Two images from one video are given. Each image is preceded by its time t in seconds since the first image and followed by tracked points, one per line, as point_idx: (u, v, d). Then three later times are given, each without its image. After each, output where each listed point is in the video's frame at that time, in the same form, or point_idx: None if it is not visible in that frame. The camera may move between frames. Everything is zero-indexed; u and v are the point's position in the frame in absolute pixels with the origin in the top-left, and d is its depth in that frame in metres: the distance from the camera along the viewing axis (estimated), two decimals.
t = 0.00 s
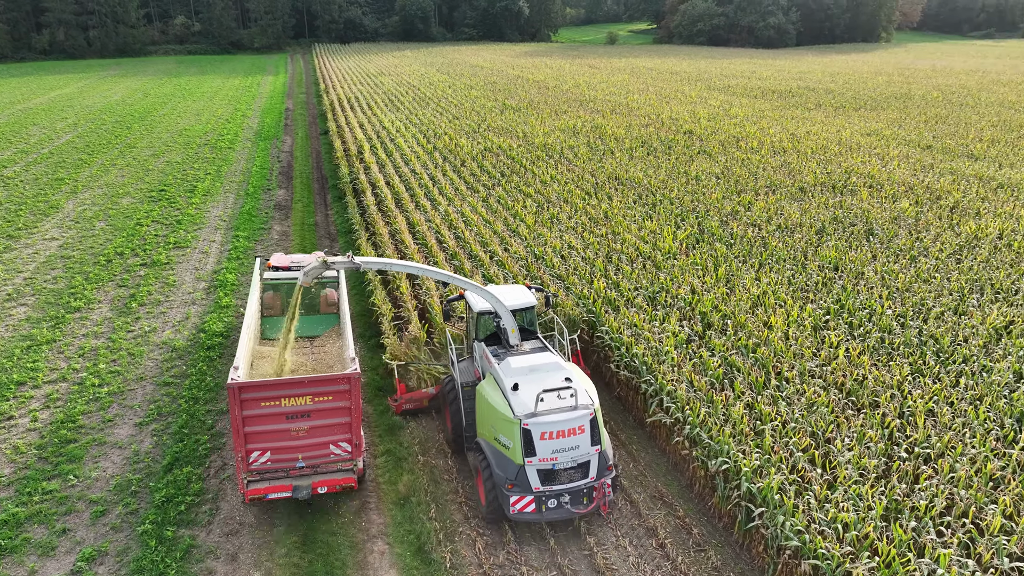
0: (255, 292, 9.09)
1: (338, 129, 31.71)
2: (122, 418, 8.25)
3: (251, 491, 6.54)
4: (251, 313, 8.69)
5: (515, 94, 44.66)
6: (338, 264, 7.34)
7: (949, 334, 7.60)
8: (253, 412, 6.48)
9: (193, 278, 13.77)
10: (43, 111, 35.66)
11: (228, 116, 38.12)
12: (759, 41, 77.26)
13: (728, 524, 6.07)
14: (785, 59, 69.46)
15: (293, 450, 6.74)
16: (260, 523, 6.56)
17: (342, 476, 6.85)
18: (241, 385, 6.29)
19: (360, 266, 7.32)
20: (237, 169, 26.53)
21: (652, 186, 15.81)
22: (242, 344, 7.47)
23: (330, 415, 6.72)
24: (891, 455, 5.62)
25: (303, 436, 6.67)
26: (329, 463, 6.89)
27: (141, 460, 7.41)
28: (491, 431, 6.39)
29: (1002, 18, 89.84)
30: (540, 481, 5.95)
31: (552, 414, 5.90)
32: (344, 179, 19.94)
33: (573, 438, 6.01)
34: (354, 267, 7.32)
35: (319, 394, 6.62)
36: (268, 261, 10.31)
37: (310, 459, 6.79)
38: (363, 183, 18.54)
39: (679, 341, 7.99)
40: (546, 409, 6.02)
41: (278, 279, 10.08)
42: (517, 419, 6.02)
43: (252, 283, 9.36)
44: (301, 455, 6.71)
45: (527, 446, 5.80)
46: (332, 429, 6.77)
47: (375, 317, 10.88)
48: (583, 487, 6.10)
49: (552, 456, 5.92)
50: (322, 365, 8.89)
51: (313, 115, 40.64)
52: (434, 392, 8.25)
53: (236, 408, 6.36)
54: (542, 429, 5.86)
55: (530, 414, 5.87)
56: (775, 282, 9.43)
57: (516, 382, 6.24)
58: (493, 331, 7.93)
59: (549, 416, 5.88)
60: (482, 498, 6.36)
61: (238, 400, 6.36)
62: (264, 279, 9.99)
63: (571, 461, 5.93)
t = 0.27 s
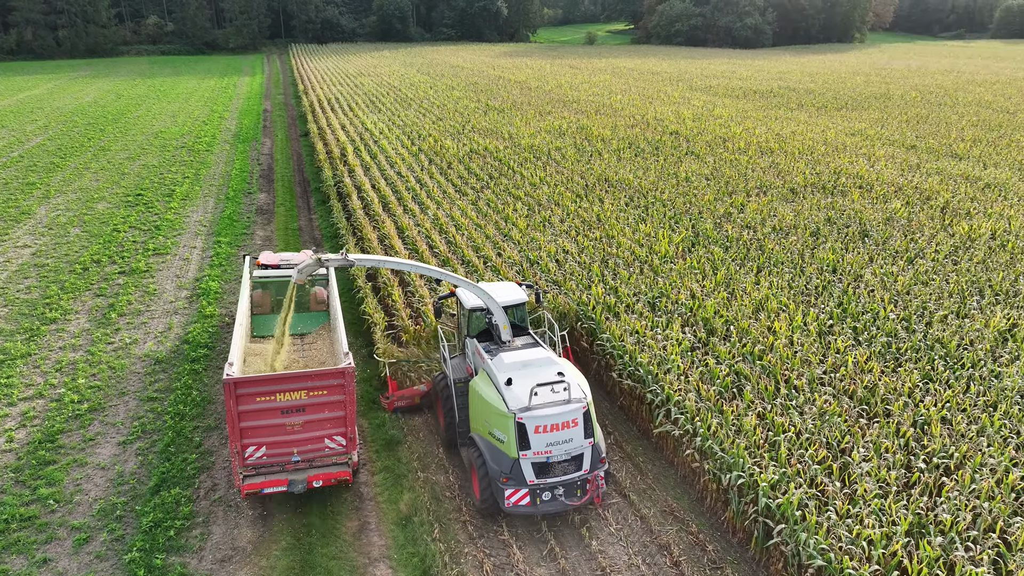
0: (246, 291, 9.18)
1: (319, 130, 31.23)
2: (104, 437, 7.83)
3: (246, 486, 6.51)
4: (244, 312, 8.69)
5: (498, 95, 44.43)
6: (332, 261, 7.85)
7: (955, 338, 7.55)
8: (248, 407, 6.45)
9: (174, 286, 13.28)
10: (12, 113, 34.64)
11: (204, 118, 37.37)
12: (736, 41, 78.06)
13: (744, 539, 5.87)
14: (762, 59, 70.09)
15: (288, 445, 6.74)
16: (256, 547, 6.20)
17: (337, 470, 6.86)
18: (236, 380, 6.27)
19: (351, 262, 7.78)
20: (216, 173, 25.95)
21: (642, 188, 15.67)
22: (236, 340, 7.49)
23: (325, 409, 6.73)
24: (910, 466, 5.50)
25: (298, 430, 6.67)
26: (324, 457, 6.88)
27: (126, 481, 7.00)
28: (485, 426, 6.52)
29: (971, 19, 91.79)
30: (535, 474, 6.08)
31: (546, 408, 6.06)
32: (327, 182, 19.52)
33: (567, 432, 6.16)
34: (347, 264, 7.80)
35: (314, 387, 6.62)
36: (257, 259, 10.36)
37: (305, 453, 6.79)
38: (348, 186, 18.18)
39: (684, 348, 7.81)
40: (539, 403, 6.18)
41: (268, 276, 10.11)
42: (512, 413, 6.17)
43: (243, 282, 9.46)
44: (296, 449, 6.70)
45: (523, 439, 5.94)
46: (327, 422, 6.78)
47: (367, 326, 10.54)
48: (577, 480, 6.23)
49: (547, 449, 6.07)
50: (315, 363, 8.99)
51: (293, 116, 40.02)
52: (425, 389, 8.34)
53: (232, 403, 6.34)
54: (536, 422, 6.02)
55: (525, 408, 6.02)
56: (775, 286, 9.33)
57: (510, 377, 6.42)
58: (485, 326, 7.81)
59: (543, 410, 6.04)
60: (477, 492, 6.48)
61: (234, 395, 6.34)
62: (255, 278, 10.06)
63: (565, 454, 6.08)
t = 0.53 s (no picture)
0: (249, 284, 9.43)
1: (309, 132, 30.83)
2: (101, 455, 7.49)
3: (255, 479, 6.63)
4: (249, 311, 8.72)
5: (489, 96, 44.20)
6: (340, 260, 7.67)
7: (976, 344, 7.40)
8: (257, 401, 6.56)
9: (167, 293, 12.89)
10: None
11: (191, 119, 36.81)
12: (723, 41, 78.36)
13: (774, 558, 5.64)
14: (751, 59, 70.28)
15: (296, 438, 6.84)
16: (264, 570, 5.91)
17: (344, 462, 6.99)
18: (246, 375, 6.36)
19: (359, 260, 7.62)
20: (205, 175, 25.50)
21: (643, 192, 15.48)
22: (242, 335, 7.54)
23: (332, 402, 6.84)
24: (946, 480, 5.30)
25: (306, 423, 6.78)
26: (331, 451, 6.99)
27: (125, 503, 6.69)
28: (492, 421, 6.59)
29: (953, 19, 92.82)
30: (542, 468, 6.15)
31: (552, 402, 6.14)
32: (321, 185, 19.17)
33: (573, 426, 6.25)
34: (355, 261, 7.73)
35: (322, 381, 6.73)
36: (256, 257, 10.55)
37: (313, 446, 6.89)
38: (342, 189, 17.85)
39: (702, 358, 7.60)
40: (545, 397, 6.26)
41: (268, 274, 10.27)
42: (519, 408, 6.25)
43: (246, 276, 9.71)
44: (304, 442, 6.81)
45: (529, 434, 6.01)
46: (335, 416, 6.90)
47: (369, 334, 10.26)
48: (583, 474, 6.30)
49: (554, 443, 6.15)
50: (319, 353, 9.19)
51: (281, 117, 39.53)
52: (427, 386, 8.43)
53: (241, 397, 6.43)
54: (543, 417, 6.10)
55: (531, 402, 6.09)
56: (789, 292, 9.15)
57: (517, 372, 6.49)
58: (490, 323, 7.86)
59: (550, 404, 6.12)
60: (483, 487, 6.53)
61: (243, 389, 6.43)
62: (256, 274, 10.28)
63: (572, 448, 6.17)
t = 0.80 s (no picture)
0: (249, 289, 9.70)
1: (290, 134, 30.24)
2: (94, 480, 7.09)
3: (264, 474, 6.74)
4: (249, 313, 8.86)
5: (472, 97, 43.93)
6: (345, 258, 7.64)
7: (993, 347, 7.36)
8: (267, 396, 6.69)
9: (153, 304, 12.39)
10: None
11: (166, 121, 35.91)
12: (698, 41, 79.00)
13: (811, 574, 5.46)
14: (726, 59, 70.89)
15: (304, 433, 6.99)
16: None
17: (351, 457, 7.12)
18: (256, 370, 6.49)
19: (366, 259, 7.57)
20: (184, 179, 24.83)
21: (639, 194, 15.33)
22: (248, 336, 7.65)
23: (340, 397, 7.00)
24: (986, 492, 5.18)
25: (315, 418, 6.93)
26: (338, 446, 7.13)
27: (124, 531, 6.31)
28: (499, 418, 6.69)
29: (919, 20, 95.41)
30: (550, 462, 6.23)
31: (560, 397, 6.25)
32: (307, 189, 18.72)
33: (580, 420, 6.36)
34: (359, 261, 7.66)
35: (331, 376, 6.90)
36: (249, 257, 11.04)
37: (321, 441, 7.03)
38: (330, 192, 17.45)
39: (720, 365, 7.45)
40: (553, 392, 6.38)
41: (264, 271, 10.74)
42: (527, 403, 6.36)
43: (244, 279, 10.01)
44: (313, 437, 6.94)
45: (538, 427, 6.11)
46: (342, 411, 7.05)
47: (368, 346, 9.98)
48: (590, 468, 6.41)
49: (563, 438, 6.24)
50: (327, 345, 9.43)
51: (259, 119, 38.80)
52: (427, 385, 8.58)
53: (251, 392, 6.56)
54: (551, 411, 6.19)
55: (539, 397, 6.20)
56: (799, 295, 9.06)
57: (523, 369, 6.60)
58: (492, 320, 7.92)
59: (558, 398, 6.23)
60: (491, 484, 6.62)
61: (253, 385, 6.56)
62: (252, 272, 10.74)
63: (579, 442, 6.28)
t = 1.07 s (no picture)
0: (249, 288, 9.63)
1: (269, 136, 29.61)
2: (89, 507, 6.70)
3: (271, 472, 6.78)
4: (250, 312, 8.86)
5: (452, 97, 43.61)
6: (349, 258, 7.81)
7: (1008, 349, 7.35)
8: (274, 395, 6.68)
9: (139, 315, 11.89)
10: None
11: (137, 124, 34.93)
12: (670, 41, 79.64)
13: None
14: (699, 59, 71.50)
15: (311, 431, 7.01)
16: None
17: (357, 454, 7.17)
18: (264, 370, 6.46)
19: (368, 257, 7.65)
20: (161, 184, 24.11)
21: (633, 196, 15.22)
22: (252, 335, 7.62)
23: (347, 394, 7.01)
24: None
25: (321, 416, 6.94)
26: (345, 443, 7.18)
27: (126, 563, 5.95)
28: (505, 414, 6.77)
29: (883, 20, 97.71)
30: (557, 456, 6.35)
31: (566, 392, 6.35)
32: (292, 194, 18.27)
33: (586, 415, 6.47)
34: (365, 260, 7.77)
35: (338, 374, 6.90)
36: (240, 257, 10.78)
37: (328, 438, 7.07)
38: (317, 196, 17.05)
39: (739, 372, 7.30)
40: (559, 387, 6.47)
41: (261, 271, 10.43)
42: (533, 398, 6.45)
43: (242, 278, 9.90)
44: (320, 435, 6.98)
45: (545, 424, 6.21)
46: (349, 408, 7.08)
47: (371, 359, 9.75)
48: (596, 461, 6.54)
49: (569, 432, 6.36)
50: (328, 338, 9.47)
51: (234, 121, 37.98)
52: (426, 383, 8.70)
53: (259, 392, 6.55)
54: (558, 407, 6.29)
55: (546, 393, 6.29)
56: (809, 299, 9.02)
57: (528, 364, 6.69)
58: (492, 318, 7.99)
59: (564, 394, 6.33)
60: (497, 478, 6.75)
61: (261, 384, 6.54)
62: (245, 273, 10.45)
63: (586, 435, 6.40)
